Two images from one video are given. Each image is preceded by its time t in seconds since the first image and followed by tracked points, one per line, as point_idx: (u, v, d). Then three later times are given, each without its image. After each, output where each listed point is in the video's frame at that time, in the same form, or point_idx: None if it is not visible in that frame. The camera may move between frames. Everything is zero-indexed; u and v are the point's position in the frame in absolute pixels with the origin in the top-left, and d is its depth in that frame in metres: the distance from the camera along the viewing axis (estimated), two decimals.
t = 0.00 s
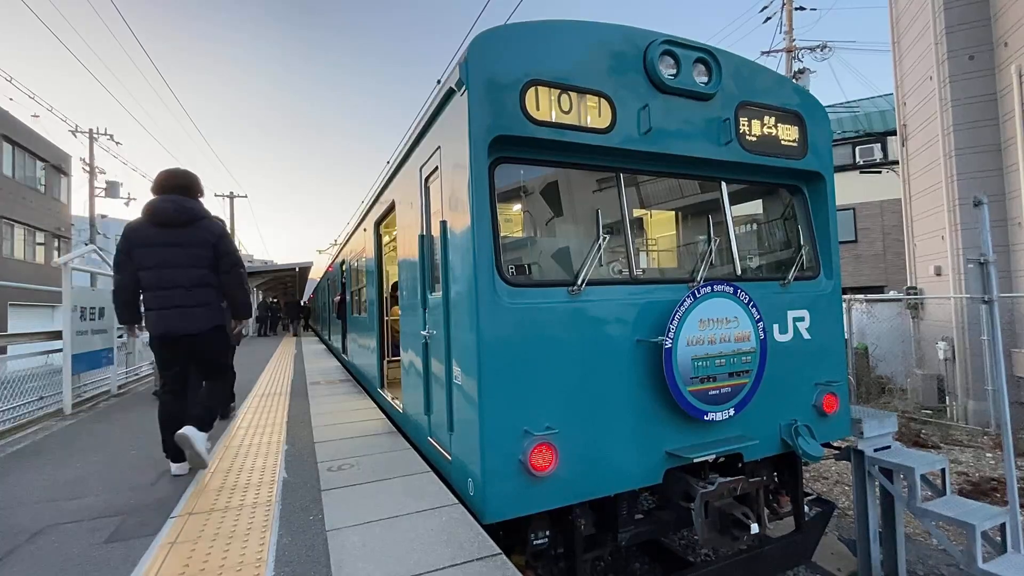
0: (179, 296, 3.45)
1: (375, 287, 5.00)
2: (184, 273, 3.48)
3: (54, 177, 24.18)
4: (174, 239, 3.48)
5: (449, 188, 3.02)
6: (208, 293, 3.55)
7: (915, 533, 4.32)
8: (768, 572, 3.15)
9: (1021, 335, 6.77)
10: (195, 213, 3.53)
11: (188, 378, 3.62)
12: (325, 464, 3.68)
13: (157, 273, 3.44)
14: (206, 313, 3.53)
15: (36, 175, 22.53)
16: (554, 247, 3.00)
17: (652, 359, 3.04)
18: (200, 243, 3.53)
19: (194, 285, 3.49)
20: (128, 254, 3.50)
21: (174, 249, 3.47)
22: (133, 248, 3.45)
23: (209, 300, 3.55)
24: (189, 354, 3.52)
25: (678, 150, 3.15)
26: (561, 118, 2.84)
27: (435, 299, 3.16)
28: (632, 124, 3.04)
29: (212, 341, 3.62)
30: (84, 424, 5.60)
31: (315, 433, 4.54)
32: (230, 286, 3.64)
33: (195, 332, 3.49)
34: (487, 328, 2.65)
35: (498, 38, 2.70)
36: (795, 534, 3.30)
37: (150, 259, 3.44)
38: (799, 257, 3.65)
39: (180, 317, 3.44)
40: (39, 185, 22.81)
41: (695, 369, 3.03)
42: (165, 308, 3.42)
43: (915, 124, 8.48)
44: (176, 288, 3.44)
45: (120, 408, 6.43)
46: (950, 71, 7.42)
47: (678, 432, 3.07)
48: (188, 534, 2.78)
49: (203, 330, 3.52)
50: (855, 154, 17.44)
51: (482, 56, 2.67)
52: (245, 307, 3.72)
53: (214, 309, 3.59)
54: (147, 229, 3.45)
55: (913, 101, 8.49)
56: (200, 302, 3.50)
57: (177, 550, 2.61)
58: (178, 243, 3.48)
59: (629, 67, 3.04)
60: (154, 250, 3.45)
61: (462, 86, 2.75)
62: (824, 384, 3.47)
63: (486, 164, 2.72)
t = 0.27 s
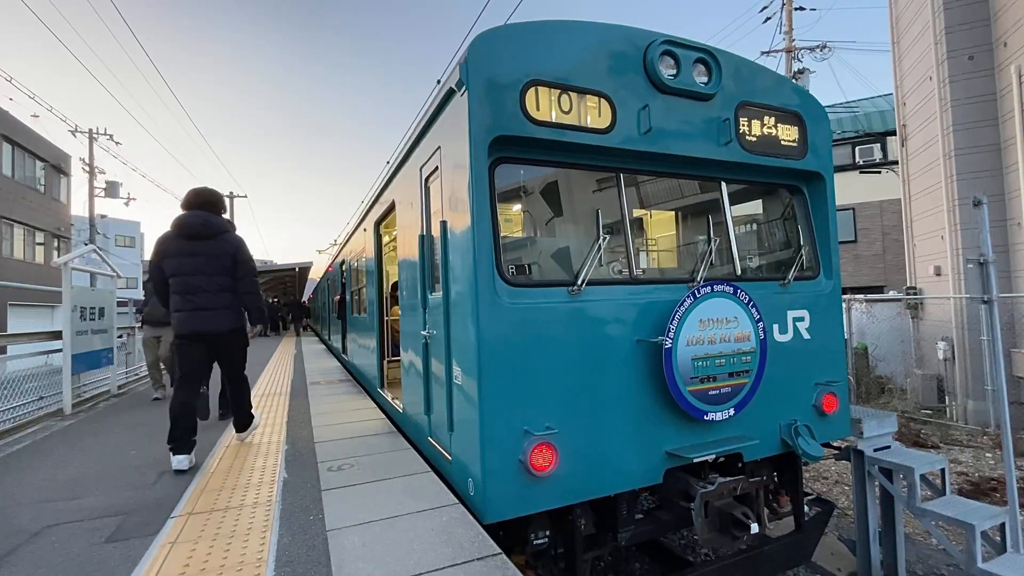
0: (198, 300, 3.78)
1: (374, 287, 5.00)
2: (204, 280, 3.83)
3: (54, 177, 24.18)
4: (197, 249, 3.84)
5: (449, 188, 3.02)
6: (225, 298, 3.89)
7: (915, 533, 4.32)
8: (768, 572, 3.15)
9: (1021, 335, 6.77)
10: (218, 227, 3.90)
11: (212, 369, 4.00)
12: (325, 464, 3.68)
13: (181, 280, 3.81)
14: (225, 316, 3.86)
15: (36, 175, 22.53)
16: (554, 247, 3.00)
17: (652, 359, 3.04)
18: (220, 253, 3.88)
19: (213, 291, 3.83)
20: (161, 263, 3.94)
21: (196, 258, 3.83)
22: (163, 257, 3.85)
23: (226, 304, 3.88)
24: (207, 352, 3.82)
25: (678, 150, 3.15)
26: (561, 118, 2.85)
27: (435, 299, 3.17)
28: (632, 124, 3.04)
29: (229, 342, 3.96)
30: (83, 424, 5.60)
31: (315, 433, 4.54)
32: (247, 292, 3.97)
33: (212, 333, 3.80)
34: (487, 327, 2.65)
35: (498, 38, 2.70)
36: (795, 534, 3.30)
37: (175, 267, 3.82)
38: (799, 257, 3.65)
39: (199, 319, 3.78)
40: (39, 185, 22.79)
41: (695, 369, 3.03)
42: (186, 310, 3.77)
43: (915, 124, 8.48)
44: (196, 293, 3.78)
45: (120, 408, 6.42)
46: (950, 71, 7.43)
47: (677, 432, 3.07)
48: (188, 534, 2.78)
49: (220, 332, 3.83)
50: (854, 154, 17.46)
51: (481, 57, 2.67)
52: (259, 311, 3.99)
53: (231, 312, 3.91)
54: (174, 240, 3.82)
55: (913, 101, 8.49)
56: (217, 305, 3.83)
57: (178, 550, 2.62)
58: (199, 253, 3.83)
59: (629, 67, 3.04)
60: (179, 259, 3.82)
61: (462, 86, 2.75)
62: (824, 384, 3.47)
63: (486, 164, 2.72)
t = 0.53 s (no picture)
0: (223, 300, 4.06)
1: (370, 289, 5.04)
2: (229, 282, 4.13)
3: (53, 177, 24.16)
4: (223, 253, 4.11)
5: (449, 188, 3.02)
6: (248, 298, 4.21)
7: (915, 533, 4.32)
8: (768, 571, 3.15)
9: (1020, 335, 6.77)
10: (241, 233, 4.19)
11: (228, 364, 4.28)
12: (325, 465, 3.69)
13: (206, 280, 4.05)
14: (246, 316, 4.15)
15: (35, 175, 22.51)
16: (553, 247, 3.00)
17: (652, 360, 3.04)
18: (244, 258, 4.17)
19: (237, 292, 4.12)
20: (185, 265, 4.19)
21: (222, 261, 4.09)
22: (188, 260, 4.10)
23: (249, 304, 4.19)
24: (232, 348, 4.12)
25: (678, 150, 3.15)
26: (561, 118, 2.85)
27: (435, 299, 3.16)
28: (632, 124, 3.04)
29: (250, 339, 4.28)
30: (83, 424, 5.60)
31: (314, 433, 4.54)
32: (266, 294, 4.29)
33: (236, 331, 4.10)
34: (487, 327, 2.65)
35: (499, 38, 2.70)
36: (794, 534, 3.30)
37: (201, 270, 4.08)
38: (798, 257, 3.65)
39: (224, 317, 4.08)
40: (38, 185, 22.78)
41: (695, 369, 3.03)
42: (211, 309, 4.06)
43: (914, 124, 8.49)
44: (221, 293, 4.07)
45: (120, 408, 6.42)
46: (949, 71, 7.43)
47: (677, 433, 3.08)
48: (188, 534, 2.79)
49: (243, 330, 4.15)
50: (854, 154, 17.46)
51: (481, 57, 2.67)
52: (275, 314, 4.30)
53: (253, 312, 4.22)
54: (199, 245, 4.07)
55: (912, 100, 8.50)
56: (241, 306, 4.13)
57: (178, 550, 2.62)
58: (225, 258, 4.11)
59: (629, 68, 3.05)
60: (205, 262, 4.07)
61: (462, 86, 2.75)
62: (823, 384, 3.47)
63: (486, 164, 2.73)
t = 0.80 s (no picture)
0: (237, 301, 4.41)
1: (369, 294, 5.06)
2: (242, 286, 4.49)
3: (52, 177, 24.15)
4: (236, 261, 4.50)
5: (449, 188, 3.02)
6: (260, 301, 4.53)
7: (914, 532, 4.33)
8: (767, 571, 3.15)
9: (1019, 335, 6.78)
10: (254, 243, 4.60)
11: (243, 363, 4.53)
12: (324, 465, 3.69)
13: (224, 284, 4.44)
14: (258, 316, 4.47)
15: (35, 175, 22.51)
16: (553, 247, 3.00)
17: (651, 359, 3.05)
18: (256, 265, 4.55)
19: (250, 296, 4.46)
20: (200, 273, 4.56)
21: (237, 267, 4.48)
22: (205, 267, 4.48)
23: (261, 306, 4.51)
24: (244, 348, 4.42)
25: (677, 150, 3.16)
26: (561, 118, 2.85)
27: (434, 300, 3.17)
28: (631, 124, 3.05)
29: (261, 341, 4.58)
30: (82, 424, 5.60)
31: (314, 433, 4.53)
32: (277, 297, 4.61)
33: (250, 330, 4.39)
34: (486, 327, 2.65)
35: (498, 37, 2.70)
36: (794, 534, 3.29)
37: (218, 276, 4.47)
38: (797, 257, 3.65)
39: (237, 319, 4.41)
40: (38, 185, 22.78)
41: (695, 369, 3.04)
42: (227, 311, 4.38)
43: (913, 124, 8.50)
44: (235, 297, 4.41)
45: (119, 408, 6.42)
46: (948, 71, 7.44)
47: (676, 432, 3.08)
48: (187, 534, 2.79)
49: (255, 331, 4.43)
50: (853, 154, 17.48)
51: (481, 57, 2.67)
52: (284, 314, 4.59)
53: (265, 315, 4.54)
54: (215, 253, 4.46)
55: (911, 100, 8.50)
56: (252, 308, 4.45)
57: (177, 550, 2.62)
58: (238, 265, 4.49)
59: (629, 67, 3.05)
60: (222, 269, 4.47)
61: (462, 85, 2.75)
62: (823, 383, 3.47)
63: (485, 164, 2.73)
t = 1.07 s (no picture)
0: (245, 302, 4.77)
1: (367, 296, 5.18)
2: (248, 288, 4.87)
3: (51, 177, 24.12)
4: (242, 263, 4.85)
5: (448, 187, 3.03)
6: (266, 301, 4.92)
7: (913, 531, 4.33)
8: (765, 571, 3.15)
9: (1017, 334, 6.79)
10: (257, 247, 4.95)
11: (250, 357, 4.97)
12: (323, 464, 3.69)
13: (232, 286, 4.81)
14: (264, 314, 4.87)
15: (33, 175, 22.48)
16: (552, 246, 3.00)
17: (651, 359, 3.05)
18: (260, 268, 4.92)
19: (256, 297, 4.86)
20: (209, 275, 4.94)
21: (243, 271, 4.85)
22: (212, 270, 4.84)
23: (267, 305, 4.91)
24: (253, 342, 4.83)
25: (676, 149, 3.16)
26: (559, 117, 2.86)
27: (433, 299, 3.16)
28: (630, 123, 3.05)
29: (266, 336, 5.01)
30: (82, 424, 5.60)
31: (313, 432, 4.53)
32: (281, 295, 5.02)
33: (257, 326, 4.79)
34: (484, 327, 2.65)
35: (498, 36, 2.70)
36: (793, 533, 3.29)
37: (226, 279, 4.85)
38: (796, 256, 3.65)
39: (245, 318, 4.78)
40: (36, 185, 22.76)
41: (694, 368, 3.04)
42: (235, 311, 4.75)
43: (912, 124, 8.51)
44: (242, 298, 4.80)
45: (118, 409, 6.41)
46: (947, 70, 7.44)
47: (675, 432, 3.08)
48: (186, 534, 2.79)
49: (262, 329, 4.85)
50: (852, 153, 17.47)
51: (480, 55, 2.67)
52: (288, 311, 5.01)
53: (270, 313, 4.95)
54: (221, 258, 4.78)
55: (910, 100, 8.51)
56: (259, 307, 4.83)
57: (176, 550, 2.62)
58: (244, 268, 4.86)
59: (628, 66, 3.05)
60: (228, 272, 4.83)
61: (460, 84, 2.76)
62: (822, 383, 3.47)
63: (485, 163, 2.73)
